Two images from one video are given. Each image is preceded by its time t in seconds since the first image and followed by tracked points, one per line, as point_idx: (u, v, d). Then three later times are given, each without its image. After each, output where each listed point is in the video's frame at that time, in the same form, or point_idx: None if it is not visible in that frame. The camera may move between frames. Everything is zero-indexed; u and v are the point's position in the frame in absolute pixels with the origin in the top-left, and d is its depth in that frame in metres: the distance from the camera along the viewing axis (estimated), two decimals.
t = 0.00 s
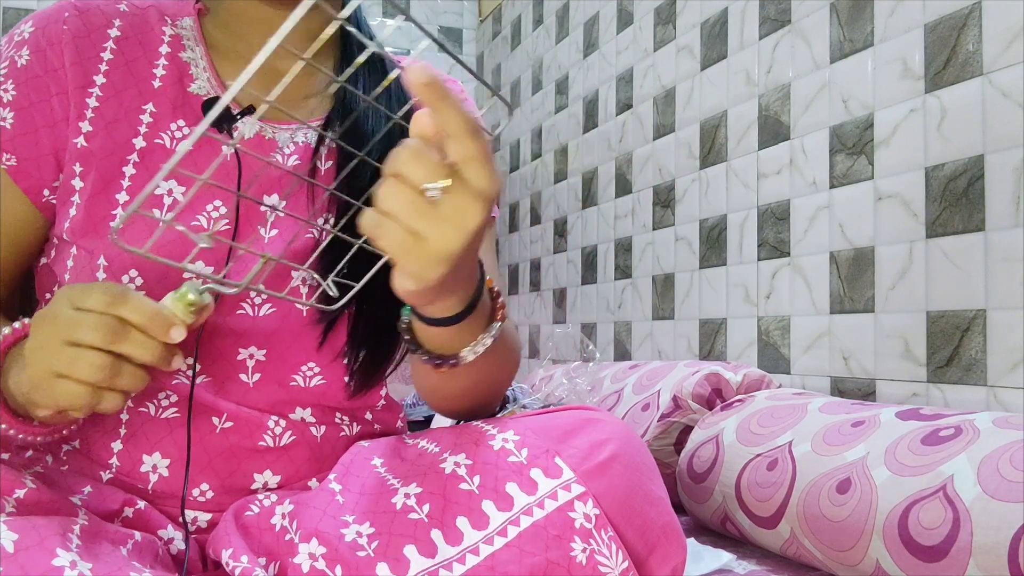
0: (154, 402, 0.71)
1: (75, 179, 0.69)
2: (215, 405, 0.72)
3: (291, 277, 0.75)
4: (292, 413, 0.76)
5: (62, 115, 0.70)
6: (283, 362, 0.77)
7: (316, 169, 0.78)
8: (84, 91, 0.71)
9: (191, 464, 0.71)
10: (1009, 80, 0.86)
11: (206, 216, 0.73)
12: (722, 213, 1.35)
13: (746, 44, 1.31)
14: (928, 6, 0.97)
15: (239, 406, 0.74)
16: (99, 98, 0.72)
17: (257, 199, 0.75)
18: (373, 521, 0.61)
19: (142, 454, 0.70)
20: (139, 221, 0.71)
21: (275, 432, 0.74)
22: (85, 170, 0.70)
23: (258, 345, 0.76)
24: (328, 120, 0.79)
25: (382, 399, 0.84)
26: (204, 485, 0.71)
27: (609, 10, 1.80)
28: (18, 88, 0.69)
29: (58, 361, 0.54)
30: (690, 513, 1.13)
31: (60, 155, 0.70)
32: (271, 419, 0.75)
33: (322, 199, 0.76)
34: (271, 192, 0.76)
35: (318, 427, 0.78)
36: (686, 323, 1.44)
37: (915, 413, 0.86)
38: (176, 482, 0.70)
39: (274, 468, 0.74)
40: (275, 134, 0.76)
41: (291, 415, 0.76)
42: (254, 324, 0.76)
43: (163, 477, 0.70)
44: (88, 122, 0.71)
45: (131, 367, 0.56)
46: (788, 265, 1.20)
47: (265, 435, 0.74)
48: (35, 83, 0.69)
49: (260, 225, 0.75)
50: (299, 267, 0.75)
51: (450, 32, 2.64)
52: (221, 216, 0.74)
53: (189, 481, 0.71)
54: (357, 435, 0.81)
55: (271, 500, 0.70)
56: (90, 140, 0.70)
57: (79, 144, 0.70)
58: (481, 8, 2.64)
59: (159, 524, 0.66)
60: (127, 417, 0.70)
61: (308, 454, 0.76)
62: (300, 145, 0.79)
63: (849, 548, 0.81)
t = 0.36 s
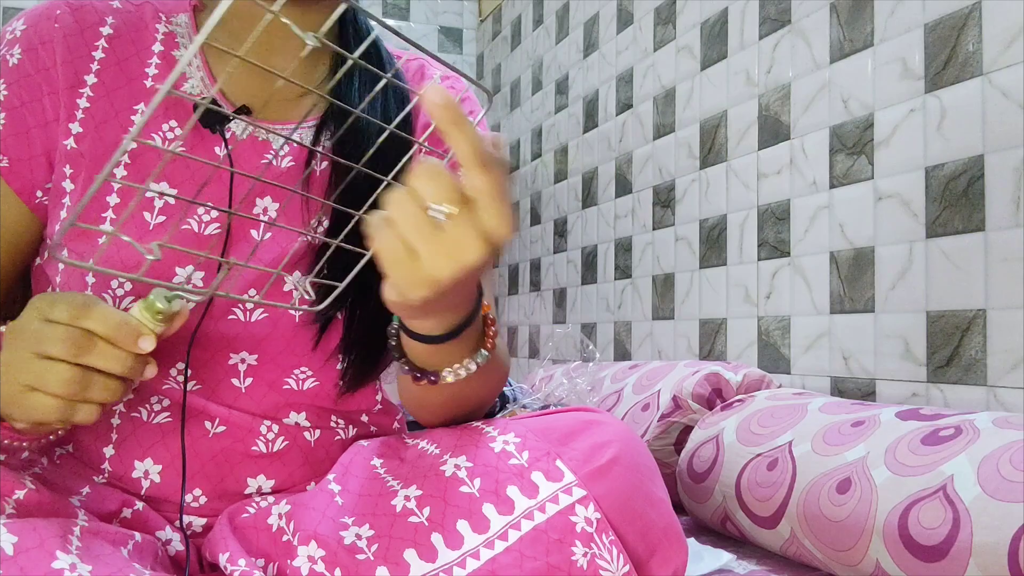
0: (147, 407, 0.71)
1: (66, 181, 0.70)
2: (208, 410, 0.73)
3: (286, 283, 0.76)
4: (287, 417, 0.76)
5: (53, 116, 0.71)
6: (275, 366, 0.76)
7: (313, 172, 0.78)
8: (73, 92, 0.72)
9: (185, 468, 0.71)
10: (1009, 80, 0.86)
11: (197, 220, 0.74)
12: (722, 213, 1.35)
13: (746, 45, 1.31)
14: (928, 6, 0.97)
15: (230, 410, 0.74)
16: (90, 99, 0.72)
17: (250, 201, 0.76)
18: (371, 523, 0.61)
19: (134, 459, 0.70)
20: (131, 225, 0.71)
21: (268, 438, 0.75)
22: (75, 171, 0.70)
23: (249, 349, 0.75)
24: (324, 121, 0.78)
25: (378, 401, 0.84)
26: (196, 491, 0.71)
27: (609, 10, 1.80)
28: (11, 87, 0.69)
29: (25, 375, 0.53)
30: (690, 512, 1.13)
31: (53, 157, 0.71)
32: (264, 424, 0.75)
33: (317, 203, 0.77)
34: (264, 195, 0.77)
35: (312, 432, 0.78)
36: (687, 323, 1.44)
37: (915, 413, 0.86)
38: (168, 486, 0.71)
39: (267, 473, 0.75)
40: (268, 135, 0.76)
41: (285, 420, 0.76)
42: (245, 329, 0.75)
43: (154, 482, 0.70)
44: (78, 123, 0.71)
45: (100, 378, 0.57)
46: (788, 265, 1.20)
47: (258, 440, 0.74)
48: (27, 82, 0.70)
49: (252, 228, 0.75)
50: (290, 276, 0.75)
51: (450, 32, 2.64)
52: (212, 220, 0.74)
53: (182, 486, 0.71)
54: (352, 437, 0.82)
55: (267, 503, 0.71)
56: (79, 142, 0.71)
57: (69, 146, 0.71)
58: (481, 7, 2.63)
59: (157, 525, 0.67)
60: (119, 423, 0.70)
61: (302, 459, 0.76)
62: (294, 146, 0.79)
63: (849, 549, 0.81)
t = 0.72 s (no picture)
0: (149, 407, 0.72)
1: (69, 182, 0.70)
2: (210, 410, 0.73)
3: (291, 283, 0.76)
4: (289, 417, 0.76)
5: (56, 116, 0.72)
6: (279, 367, 0.76)
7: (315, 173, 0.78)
8: (78, 92, 0.72)
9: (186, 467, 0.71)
10: (1008, 80, 0.86)
11: (201, 221, 0.73)
12: (722, 213, 1.35)
13: (746, 45, 1.31)
14: (928, 6, 0.97)
15: (234, 411, 0.74)
16: (93, 100, 0.72)
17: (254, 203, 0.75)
18: (372, 523, 0.61)
19: (136, 459, 0.70)
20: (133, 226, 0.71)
21: (271, 437, 0.75)
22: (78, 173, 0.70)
23: (253, 350, 0.76)
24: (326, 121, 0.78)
25: (379, 401, 0.84)
26: (198, 491, 0.71)
27: (609, 10, 1.80)
28: (12, 88, 0.70)
29: (22, 366, 0.54)
30: (690, 512, 1.13)
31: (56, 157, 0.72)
32: (268, 424, 0.75)
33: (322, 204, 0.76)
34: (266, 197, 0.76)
35: (315, 432, 0.77)
36: (687, 323, 1.44)
37: (915, 413, 0.86)
38: (170, 486, 0.70)
39: (269, 473, 0.74)
40: (271, 135, 0.76)
41: (287, 420, 0.76)
42: (249, 330, 0.75)
43: (156, 482, 0.70)
44: (82, 124, 0.71)
45: (93, 369, 0.57)
46: (788, 265, 1.20)
47: (261, 440, 0.74)
48: (30, 84, 0.71)
49: (257, 229, 0.75)
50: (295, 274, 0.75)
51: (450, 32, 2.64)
52: (217, 221, 0.74)
53: (183, 486, 0.71)
54: (354, 437, 0.81)
55: (267, 502, 0.71)
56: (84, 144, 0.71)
57: (73, 148, 0.70)
58: (481, 7, 2.63)
59: (157, 525, 0.67)
60: (122, 423, 0.70)
61: (303, 458, 0.76)
62: (297, 147, 0.79)
63: (850, 549, 0.81)
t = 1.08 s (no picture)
0: (154, 405, 0.72)
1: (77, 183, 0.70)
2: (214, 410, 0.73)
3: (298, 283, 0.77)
4: (293, 416, 0.76)
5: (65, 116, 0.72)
6: (285, 367, 0.76)
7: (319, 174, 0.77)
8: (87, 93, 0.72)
9: (189, 465, 0.71)
10: (1008, 80, 0.86)
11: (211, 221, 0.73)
12: (722, 213, 1.35)
13: (746, 45, 1.31)
14: (928, 6, 0.97)
15: (240, 409, 0.74)
16: (101, 101, 0.72)
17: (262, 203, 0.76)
18: (372, 522, 0.61)
19: (140, 458, 0.70)
20: (141, 226, 0.71)
21: (275, 436, 0.75)
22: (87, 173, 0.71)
23: (261, 350, 0.75)
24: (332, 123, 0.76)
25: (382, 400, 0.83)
26: (201, 489, 0.72)
27: (609, 10, 1.80)
28: (20, 88, 0.71)
29: (20, 344, 0.54)
30: (690, 512, 1.13)
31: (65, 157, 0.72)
32: (273, 423, 0.75)
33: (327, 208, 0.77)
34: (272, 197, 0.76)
35: (317, 431, 0.77)
36: (687, 323, 1.44)
37: (915, 413, 0.86)
38: (173, 484, 0.71)
39: (272, 472, 0.75)
40: (278, 137, 0.75)
41: (291, 419, 0.76)
42: (255, 330, 0.75)
43: (160, 481, 0.70)
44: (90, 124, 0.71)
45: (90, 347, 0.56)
46: (788, 265, 1.20)
47: (266, 439, 0.74)
48: (38, 83, 0.71)
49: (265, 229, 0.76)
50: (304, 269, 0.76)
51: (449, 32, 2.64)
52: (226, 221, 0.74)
53: (185, 485, 0.71)
54: (357, 437, 0.81)
55: (269, 502, 0.71)
56: (92, 143, 0.71)
57: (81, 148, 0.71)
58: (481, 7, 2.63)
59: (158, 525, 0.67)
60: (128, 421, 0.71)
61: (305, 458, 0.76)
62: (303, 150, 0.77)
63: (849, 549, 0.81)
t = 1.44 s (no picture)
0: (154, 402, 0.72)
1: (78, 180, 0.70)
2: (213, 409, 0.73)
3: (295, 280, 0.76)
4: (291, 414, 0.76)
5: (67, 115, 0.72)
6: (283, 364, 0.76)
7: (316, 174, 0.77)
8: (88, 92, 0.72)
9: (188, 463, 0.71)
10: (1008, 80, 0.86)
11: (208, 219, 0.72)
12: (722, 213, 1.35)
13: (746, 45, 1.31)
14: (928, 6, 0.97)
15: (239, 407, 0.74)
16: (103, 100, 0.73)
17: (260, 202, 0.76)
18: (372, 522, 0.61)
19: (140, 455, 0.70)
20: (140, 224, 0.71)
21: (274, 434, 0.74)
22: (88, 171, 0.71)
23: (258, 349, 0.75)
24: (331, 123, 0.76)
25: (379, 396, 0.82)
26: (201, 487, 0.71)
27: (609, 10, 1.80)
28: (24, 88, 0.71)
29: (64, 331, 0.54)
30: (690, 513, 1.13)
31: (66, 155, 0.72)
32: (271, 421, 0.75)
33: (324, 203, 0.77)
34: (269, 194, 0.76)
35: (317, 429, 0.77)
36: (687, 323, 1.44)
37: (915, 413, 0.86)
38: (174, 481, 0.71)
39: (272, 470, 0.74)
40: (278, 136, 0.76)
41: (290, 417, 0.76)
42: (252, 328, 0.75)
43: (160, 479, 0.70)
44: (91, 123, 0.71)
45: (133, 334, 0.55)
46: (788, 265, 1.20)
47: (265, 437, 0.74)
48: (41, 81, 0.71)
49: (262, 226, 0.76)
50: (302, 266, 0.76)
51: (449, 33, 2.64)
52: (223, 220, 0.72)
53: (185, 483, 0.71)
54: (356, 436, 0.81)
55: (269, 501, 0.70)
56: (92, 141, 0.71)
57: (81, 145, 0.71)
58: (481, 7, 2.63)
59: (158, 524, 0.67)
60: (127, 419, 0.71)
61: (305, 456, 0.76)
62: (302, 149, 0.78)
63: (849, 549, 0.81)
